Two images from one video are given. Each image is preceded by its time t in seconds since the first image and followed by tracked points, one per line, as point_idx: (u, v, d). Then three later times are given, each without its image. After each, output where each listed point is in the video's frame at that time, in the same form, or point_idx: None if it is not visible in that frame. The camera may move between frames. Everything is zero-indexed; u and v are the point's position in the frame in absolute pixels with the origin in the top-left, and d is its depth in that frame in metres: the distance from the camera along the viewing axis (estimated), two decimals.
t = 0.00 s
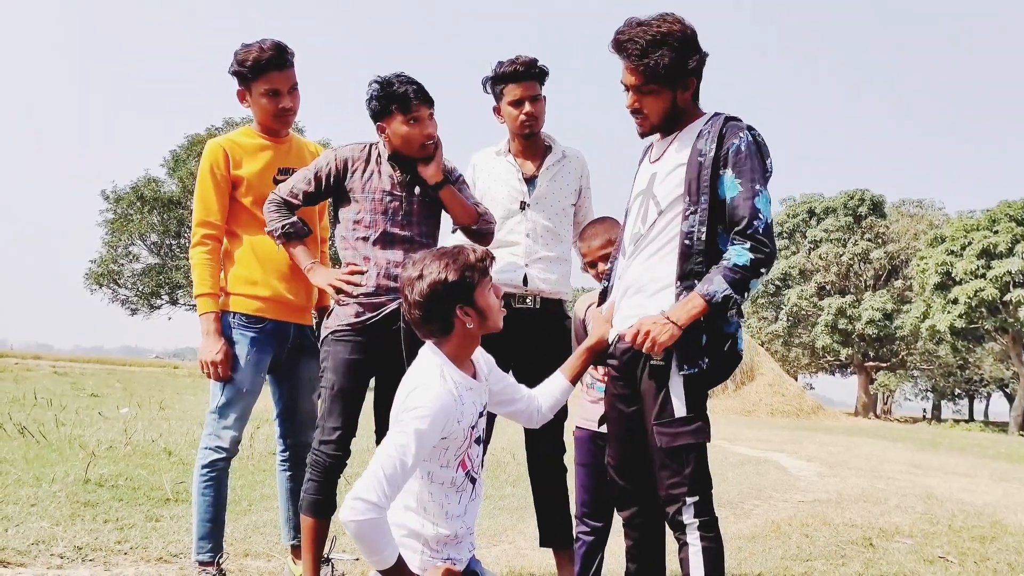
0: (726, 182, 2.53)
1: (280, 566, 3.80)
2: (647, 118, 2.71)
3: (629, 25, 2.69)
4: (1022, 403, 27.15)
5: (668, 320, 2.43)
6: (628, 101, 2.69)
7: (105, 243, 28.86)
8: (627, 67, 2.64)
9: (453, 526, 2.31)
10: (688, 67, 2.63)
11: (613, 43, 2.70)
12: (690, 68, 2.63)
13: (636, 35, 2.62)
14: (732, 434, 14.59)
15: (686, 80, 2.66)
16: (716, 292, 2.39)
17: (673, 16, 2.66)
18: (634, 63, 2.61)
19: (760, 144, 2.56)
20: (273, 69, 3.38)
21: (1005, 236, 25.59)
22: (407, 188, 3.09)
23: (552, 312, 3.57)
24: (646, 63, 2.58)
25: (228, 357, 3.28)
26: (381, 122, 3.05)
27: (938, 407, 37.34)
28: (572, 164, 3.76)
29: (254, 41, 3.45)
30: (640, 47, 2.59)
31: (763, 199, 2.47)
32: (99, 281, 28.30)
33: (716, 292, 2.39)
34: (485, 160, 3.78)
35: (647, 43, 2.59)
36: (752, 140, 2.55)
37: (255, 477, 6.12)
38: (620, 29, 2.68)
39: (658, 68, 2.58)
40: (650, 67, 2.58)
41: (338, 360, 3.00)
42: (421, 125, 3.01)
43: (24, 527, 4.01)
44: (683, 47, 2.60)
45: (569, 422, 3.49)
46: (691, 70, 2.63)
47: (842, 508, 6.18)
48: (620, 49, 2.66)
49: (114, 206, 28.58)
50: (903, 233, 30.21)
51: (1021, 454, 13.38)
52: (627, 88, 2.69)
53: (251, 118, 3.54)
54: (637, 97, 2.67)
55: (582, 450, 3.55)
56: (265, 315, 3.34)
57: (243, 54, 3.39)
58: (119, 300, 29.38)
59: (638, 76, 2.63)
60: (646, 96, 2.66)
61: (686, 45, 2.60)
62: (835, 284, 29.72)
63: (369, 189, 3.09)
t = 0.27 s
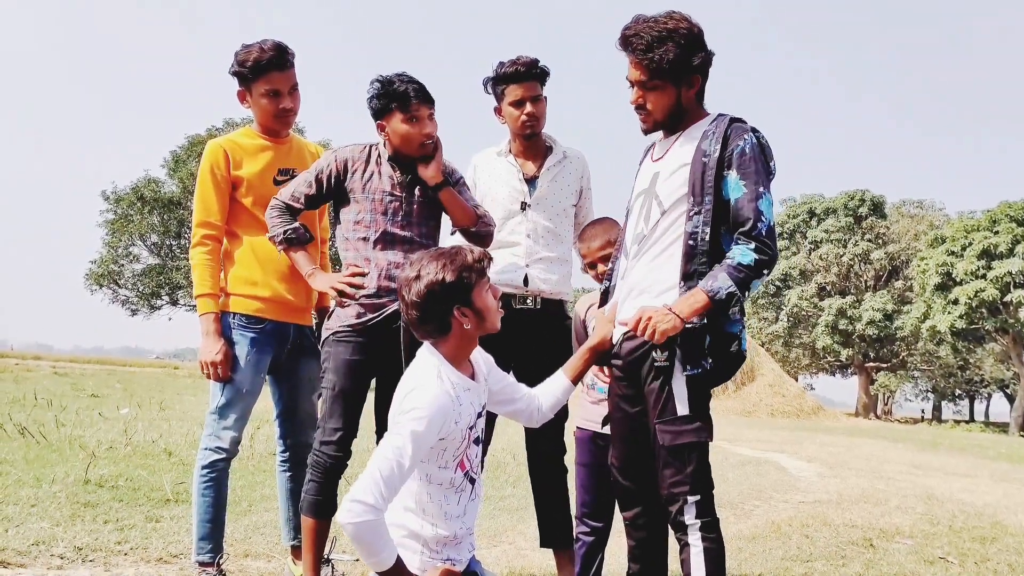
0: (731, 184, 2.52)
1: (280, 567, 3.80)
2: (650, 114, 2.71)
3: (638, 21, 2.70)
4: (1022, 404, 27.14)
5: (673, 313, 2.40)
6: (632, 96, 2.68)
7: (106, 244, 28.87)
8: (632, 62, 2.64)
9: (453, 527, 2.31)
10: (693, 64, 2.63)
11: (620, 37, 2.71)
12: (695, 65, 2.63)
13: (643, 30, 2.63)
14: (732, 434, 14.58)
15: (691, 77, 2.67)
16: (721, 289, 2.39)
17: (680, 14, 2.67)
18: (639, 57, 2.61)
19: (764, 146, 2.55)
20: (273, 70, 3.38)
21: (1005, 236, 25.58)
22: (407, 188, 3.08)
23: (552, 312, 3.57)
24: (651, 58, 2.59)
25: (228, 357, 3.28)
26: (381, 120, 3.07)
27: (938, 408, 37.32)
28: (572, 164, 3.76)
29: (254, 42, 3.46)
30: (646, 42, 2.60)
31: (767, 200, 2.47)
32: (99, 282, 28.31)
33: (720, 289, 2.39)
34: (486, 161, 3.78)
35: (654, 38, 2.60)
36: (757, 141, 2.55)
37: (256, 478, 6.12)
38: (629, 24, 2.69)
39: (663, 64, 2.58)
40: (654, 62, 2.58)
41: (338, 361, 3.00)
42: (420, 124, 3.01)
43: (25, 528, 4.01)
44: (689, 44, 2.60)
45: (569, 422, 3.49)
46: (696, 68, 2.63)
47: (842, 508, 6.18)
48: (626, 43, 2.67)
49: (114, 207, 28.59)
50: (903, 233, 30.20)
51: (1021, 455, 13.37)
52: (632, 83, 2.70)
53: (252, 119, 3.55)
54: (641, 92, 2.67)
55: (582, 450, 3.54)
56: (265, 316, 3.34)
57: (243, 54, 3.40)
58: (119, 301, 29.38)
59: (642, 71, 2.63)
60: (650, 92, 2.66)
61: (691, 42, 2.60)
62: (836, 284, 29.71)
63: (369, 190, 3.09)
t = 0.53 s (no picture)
0: (742, 183, 2.51)
1: (280, 567, 3.80)
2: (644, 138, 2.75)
3: (606, 53, 2.69)
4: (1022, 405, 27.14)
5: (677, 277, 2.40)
6: (619, 130, 2.72)
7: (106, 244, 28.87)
8: (610, 102, 2.68)
9: (452, 528, 2.31)
10: (668, 86, 2.61)
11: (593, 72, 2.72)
12: (670, 85, 2.61)
13: (609, 69, 2.63)
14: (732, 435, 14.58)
15: (671, 97, 2.65)
16: (733, 270, 2.38)
17: (648, 33, 2.64)
18: (613, 97, 2.64)
19: (774, 145, 2.55)
20: (273, 70, 3.38)
21: (1005, 237, 25.58)
22: (406, 189, 3.08)
23: (553, 312, 3.57)
24: (623, 96, 2.60)
25: (227, 358, 3.28)
26: (377, 115, 3.10)
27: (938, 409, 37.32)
28: (573, 165, 3.76)
29: (254, 43, 3.45)
30: (615, 82, 2.60)
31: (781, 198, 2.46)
32: (99, 283, 28.31)
33: (732, 270, 2.38)
34: (486, 161, 3.78)
35: (620, 75, 2.60)
36: (766, 141, 2.55)
37: (255, 478, 6.12)
38: (597, 60, 2.69)
39: (637, 100, 2.60)
40: (628, 99, 2.60)
41: (338, 361, 3.00)
42: (414, 124, 3.01)
43: (24, 529, 4.00)
44: (657, 69, 2.57)
45: (570, 422, 3.49)
46: (671, 88, 2.61)
47: (842, 509, 6.18)
48: (599, 80, 2.69)
49: (114, 207, 28.59)
50: (903, 234, 30.19)
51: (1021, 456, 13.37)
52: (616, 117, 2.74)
53: (251, 120, 3.55)
54: (626, 125, 2.71)
55: (582, 450, 3.54)
56: (264, 316, 3.34)
57: (242, 55, 3.40)
58: (119, 301, 29.38)
59: (621, 108, 2.66)
60: (635, 121, 2.68)
61: (661, 66, 2.57)
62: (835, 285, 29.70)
63: (369, 190, 3.09)
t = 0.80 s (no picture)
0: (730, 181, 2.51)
1: (280, 567, 3.80)
2: (643, 127, 2.73)
3: (613, 39, 2.71)
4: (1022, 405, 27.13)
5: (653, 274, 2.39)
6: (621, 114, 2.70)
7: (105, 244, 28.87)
8: (615, 83, 2.65)
9: (452, 528, 2.31)
10: (675, 70, 2.62)
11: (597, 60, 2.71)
12: (676, 70, 2.62)
13: (619, 49, 2.64)
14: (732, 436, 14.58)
15: (675, 84, 2.65)
16: (711, 266, 2.36)
17: (651, 23, 2.67)
18: (619, 77, 2.62)
19: (766, 145, 2.55)
20: (272, 70, 3.38)
21: (1005, 238, 25.58)
22: (405, 189, 3.08)
23: (553, 312, 3.58)
24: (630, 76, 2.59)
25: (226, 358, 3.28)
26: (379, 111, 3.09)
27: (937, 409, 37.31)
28: (573, 166, 3.76)
29: (253, 43, 3.45)
30: (624, 59, 2.60)
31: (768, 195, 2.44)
32: (99, 283, 28.32)
33: (710, 266, 2.36)
34: (486, 161, 3.78)
35: (630, 54, 2.60)
36: (758, 141, 2.55)
37: (255, 478, 6.12)
38: (603, 45, 2.70)
39: (645, 79, 2.58)
40: (636, 78, 2.58)
41: (338, 361, 3.00)
42: (416, 123, 3.02)
43: (24, 528, 4.00)
44: (665, 52, 2.59)
45: (570, 422, 3.49)
46: (678, 73, 2.62)
47: (842, 510, 6.17)
48: (604, 65, 2.68)
49: (114, 207, 28.58)
50: (903, 235, 30.18)
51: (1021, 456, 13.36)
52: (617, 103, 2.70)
53: (251, 120, 3.55)
54: (629, 109, 2.68)
55: (581, 450, 3.54)
56: (264, 316, 3.34)
57: (241, 55, 3.40)
58: (119, 301, 29.37)
59: (626, 90, 2.64)
60: (638, 107, 2.66)
61: (667, 50, 2.59)
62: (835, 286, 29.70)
63: (368, 191, 3.09)
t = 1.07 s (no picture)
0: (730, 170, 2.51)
1: (279, 567, 3.80)
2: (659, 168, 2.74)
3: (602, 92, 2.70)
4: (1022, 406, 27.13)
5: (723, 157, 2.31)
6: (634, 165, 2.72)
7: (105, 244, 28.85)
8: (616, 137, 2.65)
9: (451, 528, 2.31)
10: (673, 109, 2.61)
11: (592, 113, 2.71)
12: (675, 110, 2.60)
13: (609, 110, 2.64)
14: (732, 436, 14.57)
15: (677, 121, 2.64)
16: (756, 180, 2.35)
17: (641, 63, 2.66)
18: (620, 139, 2.63)
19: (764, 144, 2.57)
20: (272, 70, 3.38)
21: (1005, 238, 25.59)
22: (405, 189, 3.08)
23: (554, 313, 3.58)
24: (630, 137, 2.61)
25: (226, 358, 3.28)
26: (382, 112, 3.10)
27: (937, 410, 37.32)
28: (574, 166, 3.76)
29: (253, 43, 3.45)
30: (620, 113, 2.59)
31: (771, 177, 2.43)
32: (99, 283, 28.32)
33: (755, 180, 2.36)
34: (487, 162, 3.78)
35: (625, 109, 2.58)
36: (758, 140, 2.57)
37: (255, 478, 6.12)
38: (594, 104, 2.71)
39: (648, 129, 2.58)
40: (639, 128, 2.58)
41: (338, 361, 3.00)
42: (419, 125, 3.02)
43: (24, 528, 4.00)
44: (660, 96, 2.58)
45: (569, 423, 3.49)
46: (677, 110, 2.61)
47: (841, 510, 6.17)
48: (601, 121, 2.67)
49: (114, 207, 28.57)
50: (903, 235, 30.18)
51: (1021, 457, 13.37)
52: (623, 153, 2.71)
53: (250, 120, 3.55)
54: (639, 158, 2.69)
55: (580, 451, 3.54)
56: (263, 316, 3.34)
57: (241, 55, 3.40)
58: (119, 301, 29.37)
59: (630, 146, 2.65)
60: (649, 155, 2.68)
61: (661, 93, 2.58)
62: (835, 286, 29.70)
63: (368, 191, 3.09)
